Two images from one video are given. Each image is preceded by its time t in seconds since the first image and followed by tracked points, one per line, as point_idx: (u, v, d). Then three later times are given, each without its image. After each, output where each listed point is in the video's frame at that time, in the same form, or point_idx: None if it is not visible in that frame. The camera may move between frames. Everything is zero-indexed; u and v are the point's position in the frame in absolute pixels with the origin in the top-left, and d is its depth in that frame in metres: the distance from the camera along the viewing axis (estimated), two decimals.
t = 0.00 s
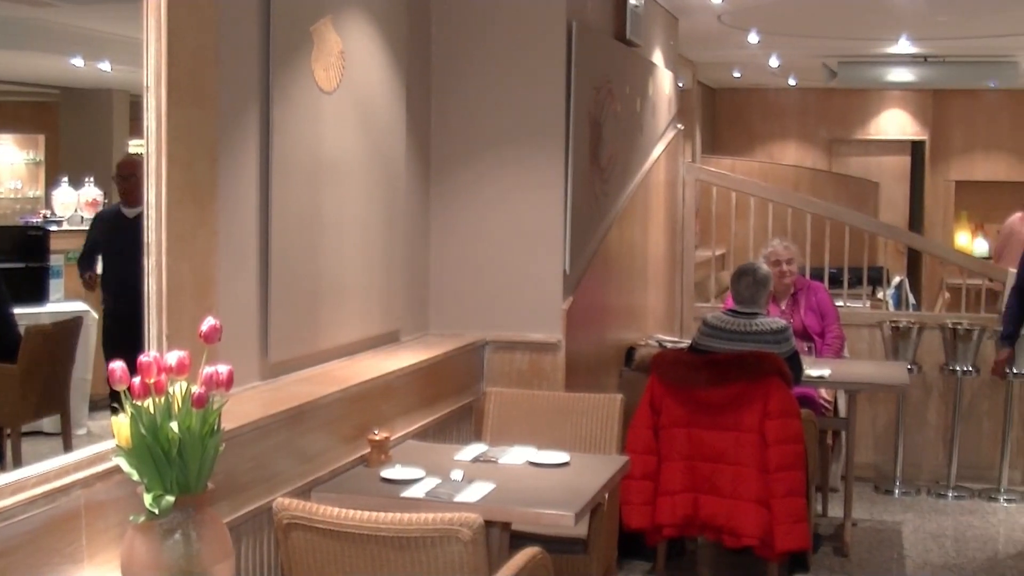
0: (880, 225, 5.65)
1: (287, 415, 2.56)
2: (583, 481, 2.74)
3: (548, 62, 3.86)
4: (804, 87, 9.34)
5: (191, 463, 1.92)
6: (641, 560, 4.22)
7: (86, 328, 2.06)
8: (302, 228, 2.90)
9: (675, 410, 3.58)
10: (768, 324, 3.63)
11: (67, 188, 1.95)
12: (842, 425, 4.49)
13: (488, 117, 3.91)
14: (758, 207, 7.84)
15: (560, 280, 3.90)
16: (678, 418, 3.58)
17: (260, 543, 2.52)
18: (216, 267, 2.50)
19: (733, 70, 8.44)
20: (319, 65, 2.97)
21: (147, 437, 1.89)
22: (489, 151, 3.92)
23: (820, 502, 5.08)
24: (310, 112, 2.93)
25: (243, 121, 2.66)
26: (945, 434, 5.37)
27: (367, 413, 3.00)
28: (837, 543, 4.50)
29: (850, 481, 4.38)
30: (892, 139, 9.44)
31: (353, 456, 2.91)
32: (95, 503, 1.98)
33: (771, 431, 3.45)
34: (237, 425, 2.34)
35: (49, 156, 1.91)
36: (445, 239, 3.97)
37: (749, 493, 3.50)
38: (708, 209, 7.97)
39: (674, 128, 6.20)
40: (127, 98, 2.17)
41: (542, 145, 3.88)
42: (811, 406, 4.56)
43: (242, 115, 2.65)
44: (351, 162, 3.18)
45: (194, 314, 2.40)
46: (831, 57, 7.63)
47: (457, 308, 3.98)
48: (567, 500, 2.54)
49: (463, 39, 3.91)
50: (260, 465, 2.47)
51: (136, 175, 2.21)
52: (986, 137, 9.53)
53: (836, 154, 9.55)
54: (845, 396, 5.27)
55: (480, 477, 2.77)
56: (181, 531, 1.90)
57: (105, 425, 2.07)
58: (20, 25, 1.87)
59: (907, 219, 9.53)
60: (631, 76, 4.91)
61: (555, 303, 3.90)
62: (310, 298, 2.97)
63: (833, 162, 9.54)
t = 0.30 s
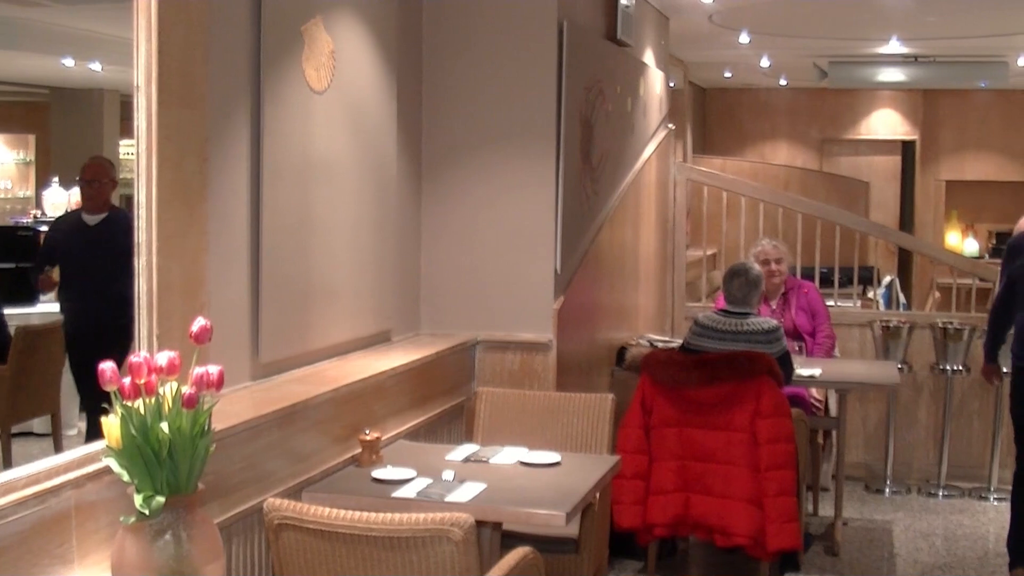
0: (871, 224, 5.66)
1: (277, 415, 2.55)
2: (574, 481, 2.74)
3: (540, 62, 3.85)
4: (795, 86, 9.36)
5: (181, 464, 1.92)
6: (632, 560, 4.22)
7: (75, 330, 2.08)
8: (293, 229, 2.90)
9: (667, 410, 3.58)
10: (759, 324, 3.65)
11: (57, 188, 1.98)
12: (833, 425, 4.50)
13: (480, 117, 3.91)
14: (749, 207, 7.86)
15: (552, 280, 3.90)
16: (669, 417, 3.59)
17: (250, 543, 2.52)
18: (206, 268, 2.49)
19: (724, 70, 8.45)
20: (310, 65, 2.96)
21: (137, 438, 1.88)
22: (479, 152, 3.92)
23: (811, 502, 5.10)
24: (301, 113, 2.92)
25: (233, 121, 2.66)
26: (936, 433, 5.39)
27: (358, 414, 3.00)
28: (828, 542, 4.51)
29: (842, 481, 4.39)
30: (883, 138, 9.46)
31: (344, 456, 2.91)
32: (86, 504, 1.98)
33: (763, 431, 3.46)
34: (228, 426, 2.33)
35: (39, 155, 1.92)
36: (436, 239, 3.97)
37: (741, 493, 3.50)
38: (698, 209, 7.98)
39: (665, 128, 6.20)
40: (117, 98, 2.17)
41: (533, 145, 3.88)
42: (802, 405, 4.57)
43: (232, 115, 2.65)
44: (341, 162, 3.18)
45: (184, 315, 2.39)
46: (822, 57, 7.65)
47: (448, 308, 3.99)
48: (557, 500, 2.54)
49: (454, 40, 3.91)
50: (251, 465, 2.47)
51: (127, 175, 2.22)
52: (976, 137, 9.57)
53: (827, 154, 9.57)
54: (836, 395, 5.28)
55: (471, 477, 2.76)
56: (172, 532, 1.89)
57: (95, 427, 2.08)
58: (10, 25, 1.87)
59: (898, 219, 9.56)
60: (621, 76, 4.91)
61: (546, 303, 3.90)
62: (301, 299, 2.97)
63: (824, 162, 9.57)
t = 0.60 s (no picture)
0: (852, 225, 5.69)
1: (259, 417, 2.54)
2: (557, 482, 2.74)
3: (522, 63, 3.85)
4: (777, 87, 9.40)
5: (163, 466, 1.91)
6: (615, 561, 4.23)
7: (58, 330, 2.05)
8: (275, 230, 2.89)
9: (650, 410, 3.59)
10: (741, 324, 3.66)
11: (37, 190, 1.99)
12: (815, 425, 4.52)
13: (462, 118, 3.91)
14: (732, 208, 7.88)
15: (534, 281, 3.91)
16: (652, 418, 3.59)
17: (232, 546, 2.51)
18: (188, 269, 2.48)
19: (706, 70, 8.47)
20: (292, 66, 2.96)
21: (118, 440, 1.87)
22: (461, 153, 3.92)
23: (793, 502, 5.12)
24: (283, 114, 2.92)
25: (215, 122, 2.65)
26: (918, 433, 5.42)
27: (340, 415, 3.00)
28: (811, 542, 4.54)
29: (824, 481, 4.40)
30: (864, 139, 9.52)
31: (327, 458, 2.90)
32: (66, 507, 1.97)
33: (745, 431, 3.47)
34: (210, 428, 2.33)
35: (21, 156, 1.93)
36: (418, 240, 3.97)
37: (723, 493, 3.51)
38: (681, 209, 8.00)
39: (648, 129, 6.22)
40: (98, 98, 2.16)
41: (516, 146, 3.88)
42: (784, 406, 4.59)
43: (213, 116, 2.64)
44: (323, 163, 3.17)
45: (165, 317, 2.38)
46: (804, 57, 7.69)
47: (430, 310, 3.98)
48: (539, 501, 2.54)
49: (436, 41, 3.91)
50: (233, 467, 2.46)
51: (108, 176, 2.21)
52: (957, 138, 9.63)
53: (809, 155, 9.61)
54: (818, 396, 5.31)
55: (454, 478, 2.76)
56: (153, 534, 1.88)
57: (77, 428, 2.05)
58: None
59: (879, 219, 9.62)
60: (604, 77, 4.92)
61: (529, 304, 3.90)
62: (283, 300, 2.96)
63: (806, 162, 9.61)
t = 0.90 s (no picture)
0: (833, 226, 5.72)
1: (241, 419, 2.54)
2: (541, 483, 2.74)
3: (504, 65, 3.86)
4: (759, 88, 9.44)
5: (144, 468, 1.90)
6: (598, 562, 4.23)
7: (40, 332, 2.04)
8: (257, 231, 2.89)
9: (632, 411, 3.60)
10: (723, 325, 3.67)
11: (18, 190, 1.97)
12: (798, 425, 4.54)
13: (444, 120, 3.91)
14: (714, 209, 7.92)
15: (517, 282, 3.91)
16: (635, 419, 3.60)
17: (214, 548, 2.50)
18: (170, 270, 2.48)
19: (688, 72, 8.50)
20: (273, 67, 2.95)
21: (99, 442, 1.87)
22: (443, 154, 3.92)
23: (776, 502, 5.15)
24: (265, 115, 2.91)
25: (197, 123, 2.64)
26: (900, 433, 5.45)
27: (323, 417, 3.00)
28: (793, 542, 4.56)
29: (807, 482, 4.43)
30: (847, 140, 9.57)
31: (309, 459, 2.90)
32: (47, 510, 1.96)
33: (727, 431, 3.48)
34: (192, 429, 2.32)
35: None
36: (400, 242, 3.98)
37: (706, 494, 3.52)
38: (663, 210, 8.02)
39: (630, 130, 6.23)
40: (77, 99, 2.16)
41: (498, 147, 3.88)
42: (767, 406, 4.61)
43: (195, 118, 2.63)
44: (305, 164, 3.17)
45: (146, 318, 2.37)
46: (785, 59, 7.73)
47: (412, 311, 3.99)
48: (522, 502, 2.55)
49: (418, 42, 3.91)
50: (215, 469, 2.46)
51: (89, 177, 2.21)
52: (938, 139, 9.68)
53: (791, 155, 9.66)
54: (800, 396, 5.34)
55: (437, 480, 2.76)
56: (134, 536, 1.87)
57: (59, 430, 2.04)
58: None
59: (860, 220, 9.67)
60: (586, 77, 4.93)
61: (511, 306, 3.91)
62: (265, 302, 2.95)
63: (788, 163, 9.66)
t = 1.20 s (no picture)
0: (815, 232, 5.74)
1: (223, 426, 2.53)
2: (524, 489, 2.74)
3: (487, 72, 3.86)
4: (742, 94, 9.49)
5: (126, 475, 1.89)
6: (581, 568, 4.24)
7: (21, 337, 2.03)
8: (239, 237, 2.88)
9: (614, 417, 3.61)
10: (705, 331, 3.68)
11: None
12: (780, 430, 4.56)
13: (426, 126, 3.91)
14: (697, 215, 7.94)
15: (499, 288, 3.91)
16: (617, 424, 3.61)
17: (196, 556, 2.49)
18: (151, 276, 2.47)
19: (671, 78, 8.53)
20: (256, 73, 2.95)
21: (81, 449, 1.86)
22: (426, 160, 3.92)
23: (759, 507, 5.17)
24: (247, 122, 2.90)
25: (179, 131, 2.64)
26: (881, 438, 5.49)
27: (305, 423, 2.99)
28: (776, 547, 4.58)
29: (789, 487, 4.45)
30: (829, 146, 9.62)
31: (291, 466, 2.89)
32: (28, 517, 1.95)
33: (710, 437, 3.48)
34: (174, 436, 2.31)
35: None
36: (383, 247, 3.98)
37: (689, 499, 3.53)
38: (646, 216, 8.05)
39: (613, 136, 6.25)
40: (59, 105, 2.16)
41: (481, 153, 3.88)
42: (749, 411, 4.62)
43: (176, 123, 2.63)
44: (287, 170, 3.16)
45: (127, 325, 2.36)
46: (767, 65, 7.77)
47: (395, 317, 3.98)
48: (505, 509, 2.55)
49: (400, 49, 3.91)
50: (197, 476, 2.45)
51: (71, 183, 2.20)
52: (919, 145, 9.73)
53: (773, 161, 9.71)
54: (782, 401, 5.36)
55: (420, 486, 2.76)
56: (116, 543, 1.87)
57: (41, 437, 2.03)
58: None
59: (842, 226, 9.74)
60: (568, 84, 4.94)
61: (494, 311, 3.91)
62: (247, 308, 2.94)
63: (770, 168, 9.71)
